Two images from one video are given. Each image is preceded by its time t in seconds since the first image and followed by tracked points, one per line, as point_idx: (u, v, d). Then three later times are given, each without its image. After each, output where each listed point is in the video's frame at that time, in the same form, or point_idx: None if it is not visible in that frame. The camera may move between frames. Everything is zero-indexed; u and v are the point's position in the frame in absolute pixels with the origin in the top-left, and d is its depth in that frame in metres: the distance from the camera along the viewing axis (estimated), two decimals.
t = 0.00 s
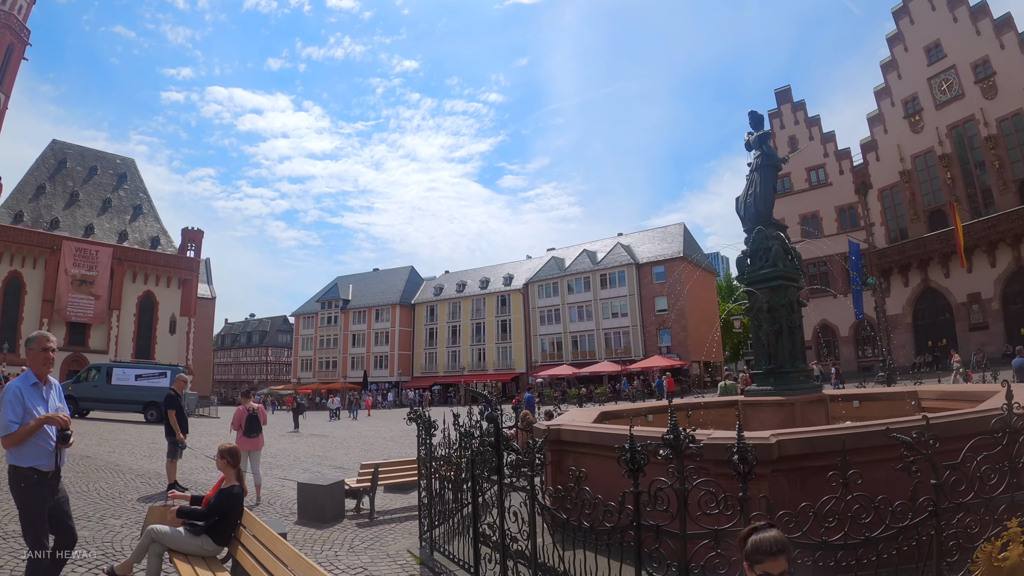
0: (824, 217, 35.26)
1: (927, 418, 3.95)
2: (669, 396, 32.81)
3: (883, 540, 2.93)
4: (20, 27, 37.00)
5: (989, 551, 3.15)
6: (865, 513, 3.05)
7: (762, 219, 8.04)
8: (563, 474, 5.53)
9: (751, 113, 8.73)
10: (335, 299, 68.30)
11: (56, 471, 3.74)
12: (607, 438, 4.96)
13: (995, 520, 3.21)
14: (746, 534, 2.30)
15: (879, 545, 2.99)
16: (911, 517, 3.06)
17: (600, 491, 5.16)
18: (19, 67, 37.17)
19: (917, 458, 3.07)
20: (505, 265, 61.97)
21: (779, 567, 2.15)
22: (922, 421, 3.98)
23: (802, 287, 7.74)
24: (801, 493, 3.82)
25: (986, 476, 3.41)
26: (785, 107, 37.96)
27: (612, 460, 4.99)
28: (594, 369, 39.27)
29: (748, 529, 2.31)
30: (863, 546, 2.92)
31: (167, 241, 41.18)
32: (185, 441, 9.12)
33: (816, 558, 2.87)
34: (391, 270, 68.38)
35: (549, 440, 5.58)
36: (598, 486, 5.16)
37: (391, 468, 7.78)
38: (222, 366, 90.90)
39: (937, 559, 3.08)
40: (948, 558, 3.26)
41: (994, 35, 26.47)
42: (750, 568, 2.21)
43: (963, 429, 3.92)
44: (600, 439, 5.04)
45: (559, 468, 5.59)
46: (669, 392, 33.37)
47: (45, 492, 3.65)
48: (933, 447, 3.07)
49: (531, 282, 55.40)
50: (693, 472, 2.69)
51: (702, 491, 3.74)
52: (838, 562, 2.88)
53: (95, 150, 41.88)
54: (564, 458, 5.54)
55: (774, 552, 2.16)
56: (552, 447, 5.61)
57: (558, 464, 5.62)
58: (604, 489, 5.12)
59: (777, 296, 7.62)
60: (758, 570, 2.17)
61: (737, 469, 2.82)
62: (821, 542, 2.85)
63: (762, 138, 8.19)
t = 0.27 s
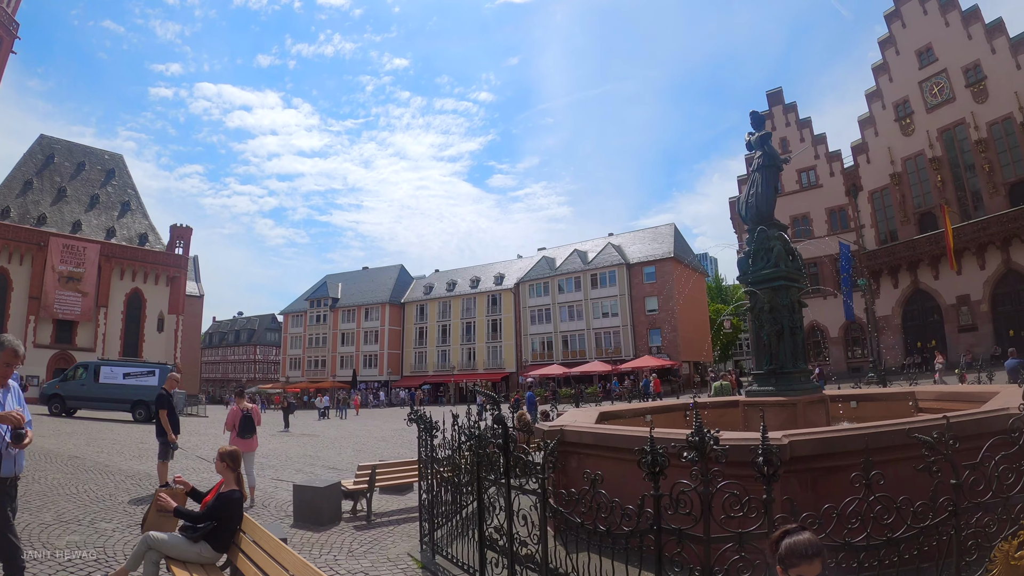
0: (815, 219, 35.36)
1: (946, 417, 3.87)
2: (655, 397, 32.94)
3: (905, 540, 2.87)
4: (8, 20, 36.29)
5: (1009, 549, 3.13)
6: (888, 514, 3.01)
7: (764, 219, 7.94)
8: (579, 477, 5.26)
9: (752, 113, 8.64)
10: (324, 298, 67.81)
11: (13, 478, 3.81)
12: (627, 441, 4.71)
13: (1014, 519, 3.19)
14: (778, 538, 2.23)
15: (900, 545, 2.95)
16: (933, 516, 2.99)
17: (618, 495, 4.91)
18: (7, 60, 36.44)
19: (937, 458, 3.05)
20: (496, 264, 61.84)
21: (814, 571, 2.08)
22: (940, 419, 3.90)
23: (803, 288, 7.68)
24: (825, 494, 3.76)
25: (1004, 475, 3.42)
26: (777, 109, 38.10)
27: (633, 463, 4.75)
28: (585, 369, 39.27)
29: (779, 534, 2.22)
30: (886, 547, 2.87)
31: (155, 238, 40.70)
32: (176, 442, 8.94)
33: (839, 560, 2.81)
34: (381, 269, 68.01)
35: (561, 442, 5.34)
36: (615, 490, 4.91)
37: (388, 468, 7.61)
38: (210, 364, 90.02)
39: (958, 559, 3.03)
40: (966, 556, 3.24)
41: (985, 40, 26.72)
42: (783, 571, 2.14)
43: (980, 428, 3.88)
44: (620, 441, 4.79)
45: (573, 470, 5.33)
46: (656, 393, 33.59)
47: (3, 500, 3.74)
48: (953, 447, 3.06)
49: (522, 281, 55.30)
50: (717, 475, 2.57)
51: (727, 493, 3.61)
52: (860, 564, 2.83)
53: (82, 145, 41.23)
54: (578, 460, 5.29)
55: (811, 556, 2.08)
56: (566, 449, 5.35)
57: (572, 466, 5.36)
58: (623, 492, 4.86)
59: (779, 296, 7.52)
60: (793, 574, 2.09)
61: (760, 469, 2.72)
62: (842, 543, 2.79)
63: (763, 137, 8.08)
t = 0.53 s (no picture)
0: (809, 218, 35.39)
1: (965, 412, 3.88)
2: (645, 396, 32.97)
3: (928, 536, 2.82)
4: None
5: None
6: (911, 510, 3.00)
7: (768, 218, 7.88)
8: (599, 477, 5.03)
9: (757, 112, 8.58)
10: (317, 296, 67.51)
11: None
12: (649, 439, 4.50)
13: None
14: (812, 536, 2.25)
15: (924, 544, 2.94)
16: (957, 513, 2.96)
17: (640, 495, 4.69)
18: None
19: (959, 454, 3.04)
20: (489, 263, 61.75)
21: (852, 568, 2.09)
22: (961, 414, 3.91)
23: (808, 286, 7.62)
24: (852, 490, 3.76)
25: None
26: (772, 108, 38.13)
27: (658, 465, 4.53)
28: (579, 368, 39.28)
29: (814, 532, 2.25)
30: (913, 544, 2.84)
31: (147, 235, 40.35)
32: (174, 442, 8.83)
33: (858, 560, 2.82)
34: (374, 267, 67.73)
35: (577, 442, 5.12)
36: (636, 489, 4.69)
37: (390, 468, 7.53)
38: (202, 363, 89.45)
39: (981, 556, 2.99)
40: (987, 552, 3.23)
41: (980, 42, 26.86)
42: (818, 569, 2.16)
43: (1002, 423, 3.89)
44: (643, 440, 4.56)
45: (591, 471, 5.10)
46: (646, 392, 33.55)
47: None
48: (974, 444, 3.06)
49: (516, 280, 55.20)
50: (745, 474, 2.60)
51: (754, 491, 3.57)
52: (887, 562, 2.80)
53: (74, 141, 40.78)
54: (594, 460, 5.06)
55: (848, 553, 2.10)
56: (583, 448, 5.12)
57: (589, 466, 5.13)
58: (645, 492, 4.64)
59: (783, 294, 7.46)
60: (830, 570, 2.11)
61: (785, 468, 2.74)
62: (877, 540, 2.72)
63: (768, 136, 8.01)
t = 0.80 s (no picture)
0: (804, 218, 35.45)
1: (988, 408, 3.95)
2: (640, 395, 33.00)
3: (950, 530, 2.95)
4: None
5: None
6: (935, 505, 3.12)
7: (774, 216, 7.88)
8: (619, 475, 4.81)
9: (762, 110, 8.56)
10: (311, 294, 67.24)
11: None
12: (673, 436, 4.28)
13: None
14: (848, 531, 2.39)
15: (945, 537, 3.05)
16: (977, 506, 3.08)
17: (663, 493, 4.47)
18: None
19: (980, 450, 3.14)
20: (485, 261, 61.70)
21: (889, 560, 2.25)
22: (982, 411, 3.99)
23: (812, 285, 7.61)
24: (877, 486, 3.87)
25: None
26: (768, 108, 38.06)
27: (684, 463, 4.30)
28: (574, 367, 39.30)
29: (847, 525, 2.40)
30: (934, 538, 2.95)
31: (141, 232, 40.07)
32: (173, 441, 8.75)
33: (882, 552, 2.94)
34: (369, 265, 67.50)
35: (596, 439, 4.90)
36: (659, 487, 4.48)
37: (394, 467, 7.51)
38: (195, 361, 89.03)
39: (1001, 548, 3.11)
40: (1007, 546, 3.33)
41: (976, 44, 26.97)
42: (855, 563, 2.31)
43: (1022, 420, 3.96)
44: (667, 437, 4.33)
45: (610, 468, 4.89)
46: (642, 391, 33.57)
47: None
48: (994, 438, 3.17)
49: (512, 279, 55.18)
50: (773, 470, 2.71)
51: (782, 488, 3.60)
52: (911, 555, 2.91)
53: (67, 137, 40.44)
54: (614, 457, 4.84)
55: (885, 546, 2.26)
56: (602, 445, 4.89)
57: (610, 463, 4.92)
58: (669, 490, 4.42)
59: (789, 293, 7.44)
60: (869, 563, 2.27)
61: (811, 465, 2.86)
62: (901, 535, 2.94)
63: (774, 134, 8.01)
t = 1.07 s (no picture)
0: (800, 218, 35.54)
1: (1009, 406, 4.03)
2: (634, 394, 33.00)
3: (972, 525, 3.11)
4: None
5: None
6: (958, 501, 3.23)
7: (780, 216, 7.90)
8: (642, 474, 4.73)
9: (767, 110, 8.56)
10: (305, 293, 66.99)
11: None
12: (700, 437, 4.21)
13: None
14: (880, 529, 2.54)
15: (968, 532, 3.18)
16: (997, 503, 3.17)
17: (688, 492, 4.42)
18: None
19: (1001, 446, 3.23)
20: (480, 261, 61.67)
21: (923, 555, 2.42)
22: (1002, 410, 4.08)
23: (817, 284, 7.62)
24: (902, 483, 3.91)
25: None
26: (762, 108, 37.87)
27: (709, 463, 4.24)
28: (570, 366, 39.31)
29: (880, 523, 2.57)
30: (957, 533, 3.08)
31: (135, 230, 39.80)
32: (173, 442, 8.68)
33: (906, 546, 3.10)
34: (364, 264, 67.31)
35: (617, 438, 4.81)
36: (683, 486, 4.42)
37: (399, 468, 7.47)
38: (188, 360, 88.60)
39: None
40: None
41: (972, 45, 27.12)
42: (889, 558, 2.48)
43: None
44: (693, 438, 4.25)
45: (633, 468, 4.80)
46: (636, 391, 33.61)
47: None
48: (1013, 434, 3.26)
49: (508, 278, 55.16)
50: (804, 468, 2.80)
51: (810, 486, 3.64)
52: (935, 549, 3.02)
53: (61, 134, 40.15)
54: (636, 458, 4.76)
55: (919, 541, 2.43)
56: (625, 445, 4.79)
57: (632, 463, 4.83)
58: (693, 490, 4.37)
59: (795, 292, 7.45)
60: (905, 558, 2.43)
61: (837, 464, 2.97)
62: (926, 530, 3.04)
63: (780, 134, 8.01)
